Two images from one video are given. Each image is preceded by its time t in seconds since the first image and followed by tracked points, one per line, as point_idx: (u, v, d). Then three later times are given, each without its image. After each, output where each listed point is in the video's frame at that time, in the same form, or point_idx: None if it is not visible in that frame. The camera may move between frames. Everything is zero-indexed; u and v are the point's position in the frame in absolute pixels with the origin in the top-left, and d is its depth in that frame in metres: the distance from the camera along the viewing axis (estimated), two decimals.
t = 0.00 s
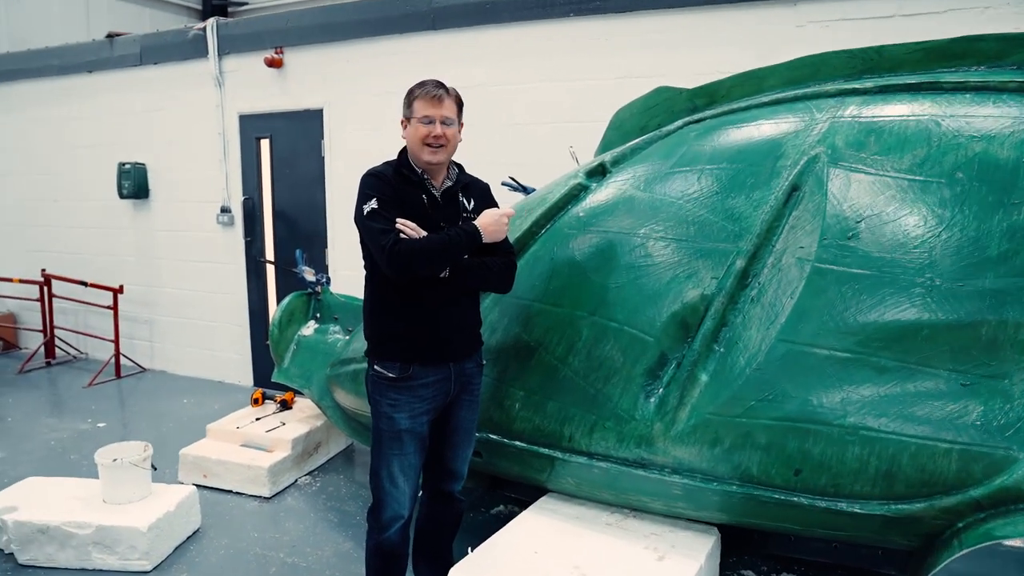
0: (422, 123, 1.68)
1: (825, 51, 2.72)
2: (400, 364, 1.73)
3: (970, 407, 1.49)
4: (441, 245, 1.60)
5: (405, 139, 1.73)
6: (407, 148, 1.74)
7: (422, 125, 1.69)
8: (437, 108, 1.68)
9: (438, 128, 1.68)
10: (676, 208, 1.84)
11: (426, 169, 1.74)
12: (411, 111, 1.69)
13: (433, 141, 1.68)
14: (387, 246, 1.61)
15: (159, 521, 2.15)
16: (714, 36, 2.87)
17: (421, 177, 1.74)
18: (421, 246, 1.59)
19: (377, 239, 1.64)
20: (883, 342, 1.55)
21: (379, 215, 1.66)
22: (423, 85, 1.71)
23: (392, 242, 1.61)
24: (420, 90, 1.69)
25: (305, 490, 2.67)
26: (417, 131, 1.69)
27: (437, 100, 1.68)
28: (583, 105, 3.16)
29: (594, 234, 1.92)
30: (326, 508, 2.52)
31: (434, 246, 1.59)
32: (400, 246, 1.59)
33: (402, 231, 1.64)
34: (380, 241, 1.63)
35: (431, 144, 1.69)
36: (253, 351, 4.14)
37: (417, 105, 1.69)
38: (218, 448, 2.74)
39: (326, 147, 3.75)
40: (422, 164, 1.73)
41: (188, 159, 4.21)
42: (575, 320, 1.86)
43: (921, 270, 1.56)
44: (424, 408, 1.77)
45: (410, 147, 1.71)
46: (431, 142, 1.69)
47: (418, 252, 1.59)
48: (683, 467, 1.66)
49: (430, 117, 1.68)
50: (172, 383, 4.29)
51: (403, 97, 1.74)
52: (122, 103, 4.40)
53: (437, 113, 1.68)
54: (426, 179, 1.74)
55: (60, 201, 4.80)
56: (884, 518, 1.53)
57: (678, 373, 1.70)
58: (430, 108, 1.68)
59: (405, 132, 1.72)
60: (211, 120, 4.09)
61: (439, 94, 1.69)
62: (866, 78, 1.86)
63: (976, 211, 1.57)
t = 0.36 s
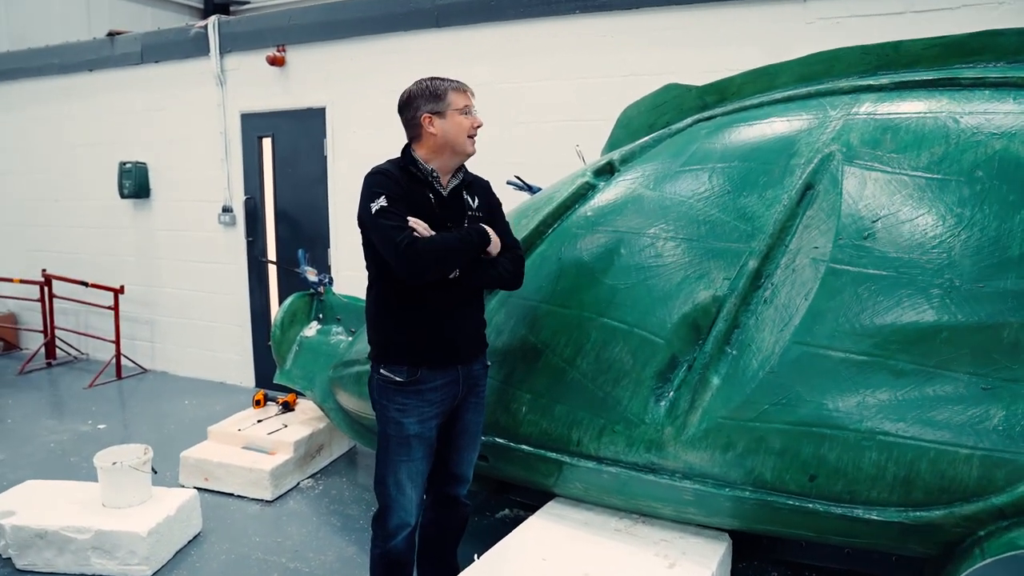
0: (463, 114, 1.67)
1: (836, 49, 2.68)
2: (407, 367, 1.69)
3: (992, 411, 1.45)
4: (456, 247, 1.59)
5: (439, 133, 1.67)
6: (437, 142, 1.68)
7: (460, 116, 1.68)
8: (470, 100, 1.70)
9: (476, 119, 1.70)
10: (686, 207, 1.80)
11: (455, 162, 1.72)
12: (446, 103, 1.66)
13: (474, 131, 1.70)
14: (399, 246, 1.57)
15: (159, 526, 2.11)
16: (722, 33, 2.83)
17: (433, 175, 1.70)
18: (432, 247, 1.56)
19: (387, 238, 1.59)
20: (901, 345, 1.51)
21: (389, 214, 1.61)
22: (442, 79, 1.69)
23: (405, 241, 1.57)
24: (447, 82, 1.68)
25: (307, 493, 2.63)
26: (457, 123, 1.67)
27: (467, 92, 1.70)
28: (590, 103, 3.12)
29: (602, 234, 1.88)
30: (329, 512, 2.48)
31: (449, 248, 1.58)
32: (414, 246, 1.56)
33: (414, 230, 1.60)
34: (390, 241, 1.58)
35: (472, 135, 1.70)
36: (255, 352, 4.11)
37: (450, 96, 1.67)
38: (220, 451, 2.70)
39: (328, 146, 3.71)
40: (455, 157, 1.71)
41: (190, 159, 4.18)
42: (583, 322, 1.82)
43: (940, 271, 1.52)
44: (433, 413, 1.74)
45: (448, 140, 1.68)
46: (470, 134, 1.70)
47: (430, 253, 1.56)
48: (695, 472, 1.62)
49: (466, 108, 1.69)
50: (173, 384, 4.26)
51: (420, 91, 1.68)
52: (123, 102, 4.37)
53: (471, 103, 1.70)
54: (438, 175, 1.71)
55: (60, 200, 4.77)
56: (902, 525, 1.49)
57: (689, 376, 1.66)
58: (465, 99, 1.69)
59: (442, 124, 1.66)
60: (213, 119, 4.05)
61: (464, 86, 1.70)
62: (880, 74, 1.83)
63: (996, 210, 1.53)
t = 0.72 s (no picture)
0: (457, 121, 1.63)
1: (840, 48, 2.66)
2: (416, 370, 1.67)
3: (1003, 414, 1.43)
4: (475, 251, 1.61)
5: (433, 142, 1.64)
6: (433, 150, 1.65)
7: (454, 123, 1.64)
8: (465, 105, 1.65)
9: (471, 123, 1.65)
10: (691, 208, 1.78)
11: (452, 168, 1.69)
12: (439, 111, 1.62)
13: (469, 137, 1.66)
14: (420, 247, 1.56)
15: (158, 529, 2.09)
16: (725, 32, 2.81)
17: (435, 178, 1.68)
18: (452, 251, 1.58)
19: (405, 240, 1.57)
20: (910, 347, 1.49)
21: (405, 216, 1.59)
22: (435, 83, 1.64)
23: (426, 243, 1.56)
24: (440, 87, 1.63)
25: (308, 495, 2.61)
26: (451, 131, 1.63)
27: (461, 96, 1.65)
28: (592, 103, 3.10)
29: (606, 235, 1.86)
30: (330, 515, 2.47)
31: (467, 251, 1.60)
32: (436, 248, 1.56)
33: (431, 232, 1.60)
34: (409, 243, 1.56)
35: (468, 141, 1.65)
36: (255, 352, 4.10)
37: (444, 103, 1.62)
38: (220, 453, 2.68)
39: (329, 146, 3.70)
40: (451, 164, 1.67)
41: (190, 159, 4.16)
42: (586, 323, 1.80)
43: (948, 273, 1.50)
44: (440, 415, 1.72)
45: (442, 149, 1.64)
46: (466, 139, 1.66)
47: (451, 254, 1.57)
48: (700, 475, 1.60)
49: (461, 114, 1.64)
50: (173, 385, 4.24)
51: (413, 97, 1.63)
52: (123, 102, 4.35)
53: (467, 108, 1.65)
54: (440, 179, 1.68)
55: (60, 201, 4.75)
56: (910, 529, 1.47)
57: (695, 378, 1.64)
58: (460, 104, 1.64)
59: (436, 133, 1.63)
60: (213, 119, 4.04)
61: (458, 89, 1.65)
62: (886, 73, 1.81)
63: (1005, 210, 1.51)
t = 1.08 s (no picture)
0: (446, 130, 1.60)
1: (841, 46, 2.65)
2: (419, 372, 1.66)
3: (1007, 415, 1.41)
4: (477, 257, 1.61)
5: (421, 150, 1.62)
6: (422, 158, 1.64)
7: (443, 131, 1.61)
8: (457, 112, 1.61)
9: (462, 131, 1.62)
10: (692, 206, 1.77)
11: (443, 174, 1.67)
12: (428, 120, 1.59)
13: (459, 145, 1.63)
14: (421, 261, 1.55)
15: (156, 530, 2.08)
16: (726, 30, 2.79)
17: (428, 181, 1.66)
18: (452, 260, 1.57)
19: (405, 253, 1.56)
20: (913, 347, 1.47)
21: (403, 228, 1.57)
22: (426, 89, 1.60)
23: (426, 257, 1.55)
24: (429, 93, 1.59)
25: (307, 496, 2.60)
26: (440, 140, 1.60)
27: (452, 103, 1.61)
28: (593, 101, 3.09)
29: (606, 234, 1.85)
30: (329, 515, 2.45)
31: (467, 257, 1.59)
32: (437, 261, 1.55)
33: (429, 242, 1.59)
34: (409, 255, 1.56)
35: (458, 149, 1.63)
36: (255, 352, 4.08)
37: (432, 111, 1.59)
38: (218, 453, 2.67)
39: (328, 145, 3.68)
40: (441, 170, 1.66)
41: (189, 158, 4.15)
42: (587, 323, 1.78)
43: (952, 272, 1.48)
44: (445, 417, 1.72)
45: (431, 157, 1.62)
46: (456, 147, 1.63)
47: (452, 262, 1.57)
48: (701, 476, 1.58)
49: (451, 122, 1.60)
50: (172, 384, 4.23)
51: (403, 103, 1.61)
52: (122, 101, 4.34)
53: (458, 115, 1.61)
54: (434, 183, 1.67)
55: (59, 200, 4.74)
56: (914, 531, 1.46)
57: (696, 379, 1.63)
58: (449, 111, 1.60)
59: (423, 142, 1.61)
60: (212, 118, 4.02)
61: (449, 94, 1.61)
62: (889, 71, 1.79)
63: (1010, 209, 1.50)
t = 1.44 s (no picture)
0: (439, 128, 1.58)
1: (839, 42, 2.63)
2: (410, 372, 1.65)
3: (1004, 415, 1.39)
4: (469, 254, 1.59)
5: (413, 146, 1.61)
6: (414, 153, 1.62)
7: (436, 129, 1.58)
8: (450, 109, 1.59)
9: (455, 128, 1.60)
10: (687, 204, 1.75)
11: (436, 170, 1.66)
12: (420, 117, 1.57)
13: (452, 142, 1.61)
14: (411, 257, 1.54)
15: (149, 529, 2.07)
16: (723, 26, 2.78)
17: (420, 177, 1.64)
18: (443, 257, 1.55)
19: (395, 249, 1.54)
20: (909, 347, 1.46)
21: (393, 224, 1.56)
22: (420, 85, 1.58)
23: (416, 253, 1.53)
24: (422, 89, 1.57)
25: (303, 494, 2.59)
26: (432, 137, 1.58)
27: (446, 99, 1.58)
28: (590, 98, 3.07)
29: (601, 232, 1.83)
30: (324, 514, 2.44)
31: (459, 255, 1.57)
32: (427, 257, 1.53)
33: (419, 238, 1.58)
34: (399, 251, 1.54)
35: (450, 147, 1.61)
36: (252, 350, 4.07)
37: (425, 107, 1.57)
38: (214, 452, 2.66)
39: (324, 142, 3.67)
40: (434, 167, 1.64)
41: (186, 155, 4.14)
42: (582, 322, 1.77)
43: (949, 271, 1.47)
44: (436, 419, 1.70)
45: (423, 153, 1.61)
46: (448, 145, 1.61)
47: (442, 259, 1.55)
48: (696, 476, 1.57)
49: (444, 119, 1.58)
50: (170, 382, 4.22)
51: (396, 97, 1.59)
52: (118, 98, 4.33)
53: (451, 112, 1.59)
54: (426, 179, 1.65)
55: (56, 198, 4.73)
56: (910, 532, 1.44)
57: (691, 378, 1.62)
58: (442, 108, 1.58)
59: (415, 138, 1.59)
60: (209, 115, 4.01)
61: (444, 90, 1.58)
62: (886, 67, 1.77)
63: (1006, 207, 1.48)
